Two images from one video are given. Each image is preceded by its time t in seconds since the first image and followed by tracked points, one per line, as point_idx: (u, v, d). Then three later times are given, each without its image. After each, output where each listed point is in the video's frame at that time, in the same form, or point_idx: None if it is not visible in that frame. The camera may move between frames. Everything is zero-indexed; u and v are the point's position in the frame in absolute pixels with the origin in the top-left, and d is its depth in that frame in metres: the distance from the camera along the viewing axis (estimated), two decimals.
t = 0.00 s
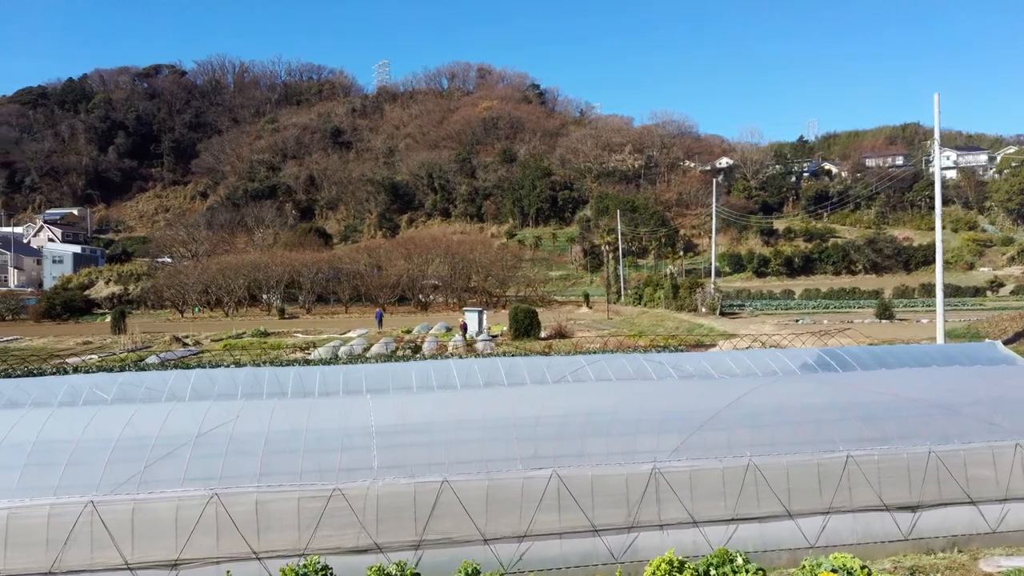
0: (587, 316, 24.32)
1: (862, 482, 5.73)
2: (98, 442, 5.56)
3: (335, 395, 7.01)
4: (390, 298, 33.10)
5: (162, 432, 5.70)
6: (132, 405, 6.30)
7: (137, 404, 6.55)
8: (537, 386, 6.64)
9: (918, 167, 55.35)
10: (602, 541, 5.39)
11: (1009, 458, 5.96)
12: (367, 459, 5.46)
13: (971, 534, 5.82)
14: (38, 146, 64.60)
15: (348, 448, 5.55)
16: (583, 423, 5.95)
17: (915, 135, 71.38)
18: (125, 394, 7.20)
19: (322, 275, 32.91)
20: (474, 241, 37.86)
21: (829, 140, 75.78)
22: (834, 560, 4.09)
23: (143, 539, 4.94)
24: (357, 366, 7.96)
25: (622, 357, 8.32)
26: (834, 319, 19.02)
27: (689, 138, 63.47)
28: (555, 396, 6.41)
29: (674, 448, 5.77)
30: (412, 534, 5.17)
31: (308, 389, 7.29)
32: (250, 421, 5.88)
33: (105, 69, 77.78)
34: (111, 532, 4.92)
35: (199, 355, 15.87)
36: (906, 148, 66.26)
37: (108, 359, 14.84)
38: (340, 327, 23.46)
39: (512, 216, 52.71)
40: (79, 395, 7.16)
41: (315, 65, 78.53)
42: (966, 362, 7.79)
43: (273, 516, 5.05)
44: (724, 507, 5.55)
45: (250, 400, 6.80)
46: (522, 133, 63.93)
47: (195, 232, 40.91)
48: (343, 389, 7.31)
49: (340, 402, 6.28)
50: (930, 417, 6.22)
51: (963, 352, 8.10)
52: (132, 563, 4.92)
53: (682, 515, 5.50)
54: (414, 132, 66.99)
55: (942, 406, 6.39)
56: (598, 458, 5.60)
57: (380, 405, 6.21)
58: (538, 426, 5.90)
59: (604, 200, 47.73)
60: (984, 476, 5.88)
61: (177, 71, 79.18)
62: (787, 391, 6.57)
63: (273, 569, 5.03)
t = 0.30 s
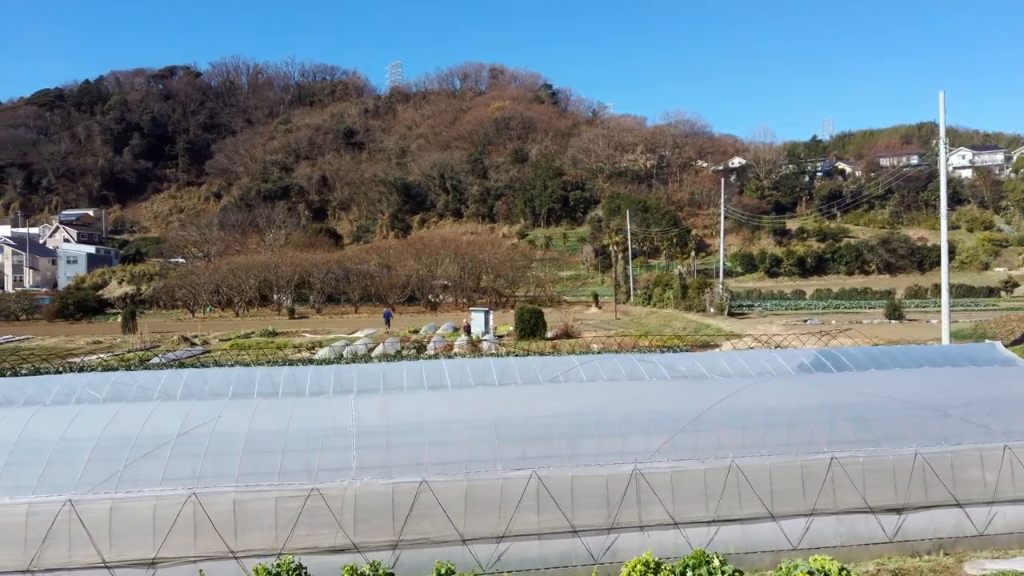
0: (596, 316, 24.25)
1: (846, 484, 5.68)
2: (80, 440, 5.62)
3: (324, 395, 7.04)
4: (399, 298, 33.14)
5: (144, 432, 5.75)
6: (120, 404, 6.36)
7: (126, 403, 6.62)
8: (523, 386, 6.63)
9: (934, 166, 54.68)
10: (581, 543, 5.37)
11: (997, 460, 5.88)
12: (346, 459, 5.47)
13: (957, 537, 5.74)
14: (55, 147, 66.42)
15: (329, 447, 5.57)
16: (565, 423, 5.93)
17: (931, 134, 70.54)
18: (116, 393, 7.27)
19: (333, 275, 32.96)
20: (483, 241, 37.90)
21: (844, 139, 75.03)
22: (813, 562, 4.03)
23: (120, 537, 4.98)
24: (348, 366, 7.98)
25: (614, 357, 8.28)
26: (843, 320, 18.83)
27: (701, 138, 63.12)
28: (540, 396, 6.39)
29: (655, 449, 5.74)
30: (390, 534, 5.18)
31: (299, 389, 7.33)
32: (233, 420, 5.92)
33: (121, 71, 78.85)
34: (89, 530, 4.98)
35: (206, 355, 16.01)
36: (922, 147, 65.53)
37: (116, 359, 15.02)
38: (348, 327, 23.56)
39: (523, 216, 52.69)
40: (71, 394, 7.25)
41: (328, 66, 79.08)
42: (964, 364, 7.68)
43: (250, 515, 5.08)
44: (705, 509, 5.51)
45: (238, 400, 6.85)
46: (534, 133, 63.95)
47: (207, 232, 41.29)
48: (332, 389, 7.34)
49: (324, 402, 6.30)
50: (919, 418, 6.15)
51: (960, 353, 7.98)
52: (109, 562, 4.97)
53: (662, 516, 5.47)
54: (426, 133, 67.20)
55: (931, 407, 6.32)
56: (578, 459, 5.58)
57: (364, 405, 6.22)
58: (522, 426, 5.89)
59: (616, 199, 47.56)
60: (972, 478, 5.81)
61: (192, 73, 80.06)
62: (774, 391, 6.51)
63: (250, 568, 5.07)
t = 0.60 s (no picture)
0: (597, 316, 24.25)
1: (829, 486, 5.68)
2: (68, 441, 5.65)
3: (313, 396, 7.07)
4: (400, 299, 33.05)
5: (131, 433, 5.78)
6: (110, 405, 6.40)
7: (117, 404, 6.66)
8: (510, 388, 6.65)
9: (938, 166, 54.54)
10: (564, 544, 5.38)
11: (983, 462, 5.87)
12: (329, 461, 5.49)
13: (941, 539, 5.73)
14: (60, 149, 66.37)
15: (312, 450, 5.59)
16: (550, 425, 5.94)
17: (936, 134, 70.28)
18: (108, 394, 7.32)
19: (334, 275, 33.05)
20: (486, 241, 37.94)
21: (848, 139, 74.80)
22: (794, 564, 4.02)
23: (104, 539, 5.00)
24: (339, 367, 8.02)
25: (604, 359, 8.30)
26: (843, 320, 18.79)
27: (704, 138, 63.06)
28: (527, 397, 6.41)
29: (639, 451, 5.76)
30: (373, 536, 5.19)
31: (289, 390, 7.37)
32: (220, 421, 5.95)
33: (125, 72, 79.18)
34: (73, 532, 5.00)
35: (206, 355, 16.08)
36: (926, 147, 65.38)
37: (116, 360, 15.10)
38: (349, 327, 23.59)
39: (526, 216, 52.71)
40: (63, 394, 7.30)
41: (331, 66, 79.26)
42: (954, 366, 7.65)
43: (234, 517, 5.10)
44: (688, 511, 5.51)
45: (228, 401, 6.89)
46: (537, 133, 64.00)
47: (210, 232, 41.42)
48: (321, 390, 7.38)
49: (311, 403, 6.33)
50: (904, 420, 6.16)
51: (951, 356, 7.95)
52: (93, 563, 4.99)
53: (645, 518, 5.47)
54: (430, 133, 67.26)
55: (916, 409, 6.32)
56: (562, 460, 5.60)
57: (350, 406, 6.26)
58: (507, 427, 5.91)
59: (619, 199, 47.53)
60: (955, 480, 5.81)
61: (195, 73, 80.37)
62: (760, 393, 6.52)
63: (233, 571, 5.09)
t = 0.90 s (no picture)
0: (597, 317, 24.25)
1: (813, 489, 5.70)
2: (56, 444, 5.70)
3: (303, 399, 7.11)
4: (401, 299, 33.08)
5: (120, 435, 5.83)
6: (101, 407, 6.45)
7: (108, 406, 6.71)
8: (498, 390, 6.69)
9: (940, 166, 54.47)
10: (547, 547, 5.40)
11: (967, 465, 5.88)
12: (315, 464, 5.53)
13: (924, 541, 5.74)
14: (63, 149, 66.59)
15: (298, 453, 5.62)
16: (536, 427, 5.97)
17: (939, 133, 70.18)
18: (100, 396, 7.37)
19: (334, 275, 33.15)
20: (487, 241, 37.98)
21: (851, 139, 74.69)
22: (773, 566, 4.02)
23: (91, 541, 5.04)
24: (331, 370, 8.06)
25: (595, 361, 8.33)
26: (842, 321, 18.81)
27: (706, 138, 63.06)
28: (515, 400, 6.43)
29: (624, 453, 5.79)
30: (357, 538, 5.22)
31: (280, 393, 7.41)
32: (208, 424, 5.99)
33: (128, 73, 79.48)
34: (59, 534, 5.04)
35: (205, 357, 16.14)
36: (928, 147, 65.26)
37: (116, 361, 15.17)
38: (349, 328, 23.65)
39: (527, 216, 52.75)
40: (56, 396, 7.35)
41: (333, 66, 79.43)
42: (943, 369, 7.67)
43: (219, 520, 5.14)
44: (672, 513, 5.54)
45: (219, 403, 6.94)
46: (539, 133, 64.05)
47: (212, 232, 41.55)
48: (311, 392, 7.43)
49: (300, 405, 6.37)
50: (889, 422, 6.17)
51: (941, 359, 7.97)
52: (78, 565, 5.02)
53: (629, 520, 5.50)
54: (432, 133, 67.36)
55: (901, 411, 6.33)
56: (547, 463, 5.62)
57: (338, 408, 6.29)
58: (494, 430, 5.94)
59: (620, 200, 47.56)
60: (939, 484, 5.82)
61: (198, 74, 80.61)
62: (747, 395, 6.55)
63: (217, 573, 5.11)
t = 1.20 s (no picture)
0: (597, 317, 24.24)
1: (807, 490, 5.71)
2: (52, 445, 5.72)
3: (300, 398, 7.16)
4: (402, 299, 33.09)
5: (116, 435, 5.84)
6: (100, 408, 6.49)
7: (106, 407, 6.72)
8: (493, 391, 6.70)
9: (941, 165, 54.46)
10: (541, 547, 5.41)
11: (960, 466, 5.88)
12: (310, 464, 5.55)
13: (917, 541, 5.75)
14: (65, 149, 66.71)
15: (293, 453, 5.64)
16: (530, 429, 5.98)
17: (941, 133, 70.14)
18: (98, 396, 7.40)
19: (336, 275, 33.20)
20: (488, 241, 38.01)
21: (853, 139, 74.64)
22: (766, 567, 4.01)
23: (87, 541, 5.07)
24: (328, 371, 8.07)
25: (592, 361, 8.32)
26: (842, 321, 18.81)
27: (708, 138, 63.08)
28: (510, 401, 6.44)
29: (618, 454, 5.79)
30: (352, 539, 5.24)
31: (278, 393, 7.42)
32: (203, 424, 6.00)
33: (130, 73, 79.68)
34: (55, 534, 5.06)
35: (205, 357, 16.16)
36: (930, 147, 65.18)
37: (116, 361, 15.21)
38: (349, 328, 23.68)
39: (529, 216, 52.80)
40: (53, 397, 7.37)
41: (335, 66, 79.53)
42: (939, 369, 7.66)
43: (214, 520, 5.15)
44: (666, 514, 5.55)
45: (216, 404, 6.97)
46: (540, 133, 64.11)
47: (213, 232, 41.62)
48: (308, 392, 7.44)
49: (296, 406, 6.38)
50: (882, 424, 6.16)
51: (937, 360, 7.96)
52: (74, 565, 5.04)
53: (623, 521, 5.51)
54: (433, 133, 67.41)
55: (894, 413, 6.34)
56: (543, 464, 5.63)
57: (333, 408, 6.31)
58: (489, 431, 5.94)
59: (621, 200, 47.57)
60: (933, 484, 5.82)
61: (200, 74, 80.78)
62: (742, 396, 6.55)
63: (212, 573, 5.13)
